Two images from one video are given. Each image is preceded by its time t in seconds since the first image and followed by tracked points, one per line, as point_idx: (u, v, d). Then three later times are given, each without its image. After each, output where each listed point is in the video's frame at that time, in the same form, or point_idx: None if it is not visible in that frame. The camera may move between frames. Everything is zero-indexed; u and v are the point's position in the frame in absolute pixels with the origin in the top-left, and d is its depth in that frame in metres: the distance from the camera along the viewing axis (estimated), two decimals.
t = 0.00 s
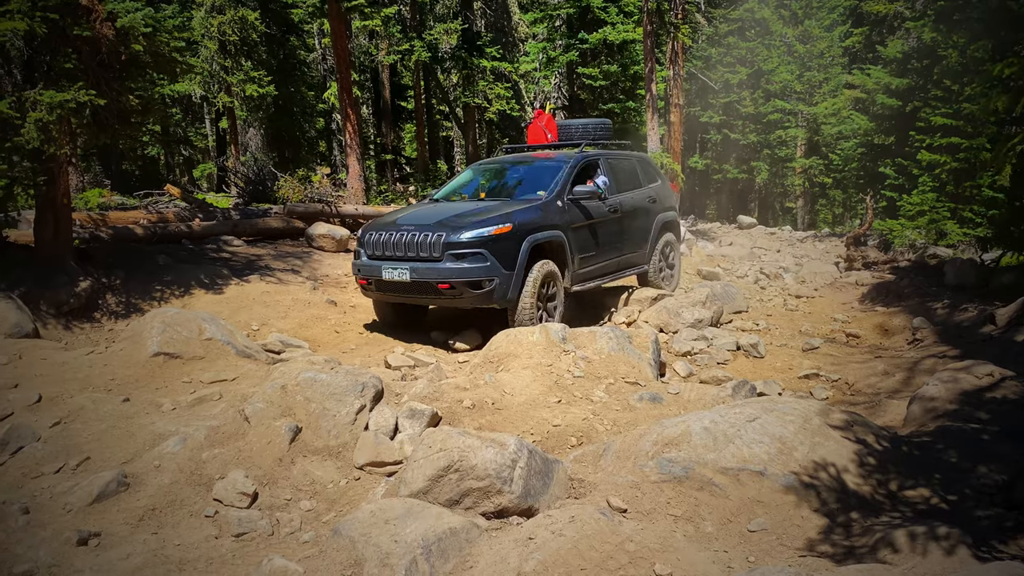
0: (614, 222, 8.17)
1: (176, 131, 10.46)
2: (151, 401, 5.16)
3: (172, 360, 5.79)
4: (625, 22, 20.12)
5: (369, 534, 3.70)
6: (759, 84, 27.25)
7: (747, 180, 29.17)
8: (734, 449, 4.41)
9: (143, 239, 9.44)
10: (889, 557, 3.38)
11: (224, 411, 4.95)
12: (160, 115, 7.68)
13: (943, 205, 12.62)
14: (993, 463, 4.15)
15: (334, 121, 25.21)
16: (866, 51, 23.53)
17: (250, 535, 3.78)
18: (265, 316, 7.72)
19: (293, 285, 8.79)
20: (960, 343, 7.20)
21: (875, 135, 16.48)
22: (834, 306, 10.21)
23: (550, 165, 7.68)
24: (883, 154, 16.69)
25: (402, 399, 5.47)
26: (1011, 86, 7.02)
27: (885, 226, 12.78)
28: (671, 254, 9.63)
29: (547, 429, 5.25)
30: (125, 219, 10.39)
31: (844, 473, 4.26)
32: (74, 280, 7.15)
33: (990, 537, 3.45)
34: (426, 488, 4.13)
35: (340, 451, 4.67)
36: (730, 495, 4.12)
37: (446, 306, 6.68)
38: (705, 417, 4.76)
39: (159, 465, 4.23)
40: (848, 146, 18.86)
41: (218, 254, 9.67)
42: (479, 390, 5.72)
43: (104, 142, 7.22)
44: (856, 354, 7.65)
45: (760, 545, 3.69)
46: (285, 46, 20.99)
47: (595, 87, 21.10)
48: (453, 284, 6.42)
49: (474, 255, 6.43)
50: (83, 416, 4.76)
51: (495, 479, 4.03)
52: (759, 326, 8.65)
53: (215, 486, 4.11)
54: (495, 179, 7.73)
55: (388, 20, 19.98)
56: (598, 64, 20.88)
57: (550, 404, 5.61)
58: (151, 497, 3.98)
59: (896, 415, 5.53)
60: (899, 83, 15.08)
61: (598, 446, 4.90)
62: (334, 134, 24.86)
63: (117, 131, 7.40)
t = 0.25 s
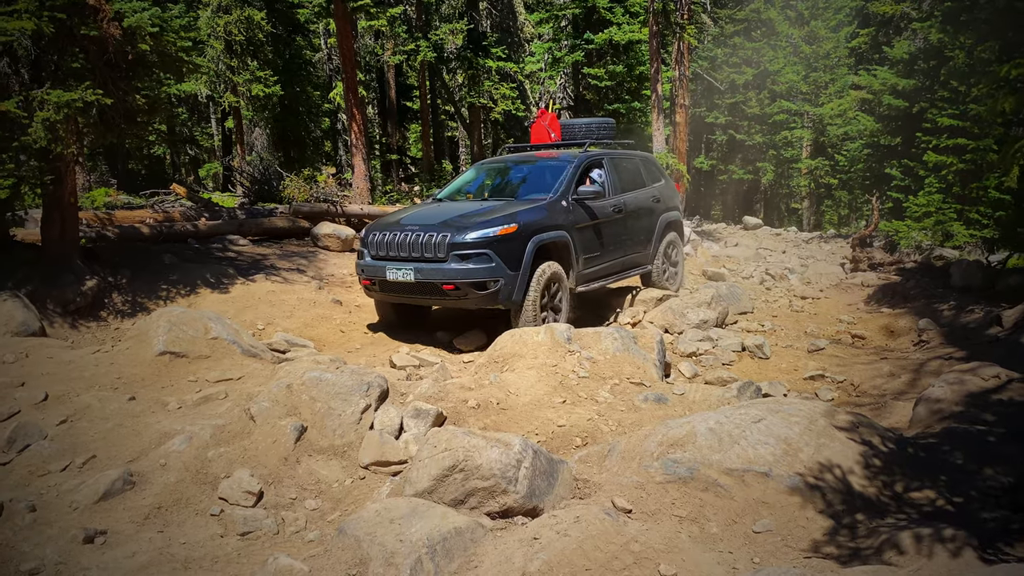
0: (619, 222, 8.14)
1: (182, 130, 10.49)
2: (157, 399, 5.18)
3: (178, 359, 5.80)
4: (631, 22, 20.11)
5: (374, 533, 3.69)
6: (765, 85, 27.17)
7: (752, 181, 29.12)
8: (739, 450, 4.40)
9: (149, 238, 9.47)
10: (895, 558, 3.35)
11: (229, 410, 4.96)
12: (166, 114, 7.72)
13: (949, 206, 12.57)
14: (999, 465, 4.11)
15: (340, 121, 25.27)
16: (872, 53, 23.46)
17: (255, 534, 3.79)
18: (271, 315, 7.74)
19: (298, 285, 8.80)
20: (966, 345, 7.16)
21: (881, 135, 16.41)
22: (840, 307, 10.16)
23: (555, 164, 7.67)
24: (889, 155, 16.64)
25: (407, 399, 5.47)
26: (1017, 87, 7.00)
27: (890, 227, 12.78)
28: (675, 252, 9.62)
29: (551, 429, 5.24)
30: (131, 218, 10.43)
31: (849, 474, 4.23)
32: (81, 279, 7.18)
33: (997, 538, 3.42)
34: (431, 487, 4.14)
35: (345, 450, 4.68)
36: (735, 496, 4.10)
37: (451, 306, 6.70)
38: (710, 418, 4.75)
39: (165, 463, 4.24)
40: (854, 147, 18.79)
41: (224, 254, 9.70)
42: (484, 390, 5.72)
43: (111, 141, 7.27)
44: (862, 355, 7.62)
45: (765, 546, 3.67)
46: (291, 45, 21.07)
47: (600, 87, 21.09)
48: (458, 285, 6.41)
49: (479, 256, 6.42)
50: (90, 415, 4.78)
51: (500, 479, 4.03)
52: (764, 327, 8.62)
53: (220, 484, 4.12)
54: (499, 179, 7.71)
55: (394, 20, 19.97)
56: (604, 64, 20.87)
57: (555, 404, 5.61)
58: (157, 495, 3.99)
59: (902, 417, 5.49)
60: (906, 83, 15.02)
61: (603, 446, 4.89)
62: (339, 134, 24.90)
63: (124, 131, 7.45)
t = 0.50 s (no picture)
0: (623, 222, 8.12)
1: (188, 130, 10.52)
2: (163, 399, 5.19)
3: (183, 358, 5.82)
4: (637, 23, 20.02)
5: (379, 533, 3.69)
6: (771, 86, 27.07)
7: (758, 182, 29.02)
8: (745, 451, 4.38)
9: (155, 238, 9.50)
10: (900, 561, 3.34)
11: (235, 410, 4.97)
12: (172, 114, 7.75)
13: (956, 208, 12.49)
14: (1006, 468, 4.08)
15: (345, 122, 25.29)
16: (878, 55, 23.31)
17: (260, 533, 3.79)
18: (277, 315, 7.75)
19: (304, 285, 8.82)
20: (973, 348, 7.12)
21: (888, 137, 16.33)
22: (846, 308, 10.12)
23: (559, 164, 7.64)
24: (895, 156, 16.54)
25: (412, 399, 5.47)
26: None
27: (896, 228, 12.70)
28: (679, 252, 9.59)
29: (556, 429, 5.23)
30: (138, 218, 10.47)
31: (855, 476, 4.21)
32: (87, 278, 7.22)
33: (1004, 541, 3.40)
34: (436, 487, 4.13)
35: (351, 450, 4.68)
36: (740, 498, 4.08)
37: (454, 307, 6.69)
38: (716, 419, 4.73)
39: (171, 462, 4.25)
40: (861, 148, 18.70)
41: (230, 253, 9.73)
42: (489, 390, 5.72)
43: (117, 141, 7.31)
44: (868, 357, 7.58)
45: (770, 548, 3.65)
46: (297, 46, 21.12)
47: (606, 88, 21.03)
48: (461, 285, 6.40)
49: (482, 256, 6.41)
50: (96, 414, 4.80)
51: (505, 479, 4.02)
52: (770, 328, 8.60)
53: (226, 484, 4.12)
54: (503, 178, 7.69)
55: (400, 21, 19.93)
56: (610, 65, 20.79)
57: (560, 405, 5.59)
58: (163, 494, 4.00)
59: (908, 419, 5.46)
60: (913, 84, 14.93)
61: (608, 447, 4.88)
62: (345, 134, 24.93)
63: (130, 130, 7.49)
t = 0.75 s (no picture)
0: (622, 222, 8.07)
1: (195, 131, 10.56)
2: (169, 398, 5.21)
3: (190, 357, 5.84)
4: (643, 25, 19.99)
5: (385, 533, 3.69)
6: (778, 88, 27.00)
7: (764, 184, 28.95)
8: (751, 454, 4.35)
9: (162, 238, 9.54)
10: (907, 564, 3.31)
11: (241, 409, 4.98)
12: (180, 115, 7.77)
13: (963, 211, 12.43)
14: (1013, 472, 4.05)
15: (352, 123, 25.36)
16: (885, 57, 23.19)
17: (266, 533, 3.79)
18: (283, 315, 7.76)
19: (310, 285, 8.83)
20: (979, 351, 7.08)
21: (895, 139, 16.26)
22: (852, 311, 10.07)
23: (557, 163, 7.59)
24: (902, 159, 16.47)
25: (417, 399, 5.47)
26: None
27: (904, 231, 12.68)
28: (679, 251, 9.57)
29: (562, 431, 5.22)
30: (145, 218, 10.52)
31: (862, 479, 4.17)
32: (94, 278, 7.25)
33: (1011, 545, 3.37)
34: (442, 488, 4.13)
35: (356, 450, 4.67)
36: (746, 500, 4.06)
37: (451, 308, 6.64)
38: (722, 421, 4.71)
39: (177, 462, 4.26)
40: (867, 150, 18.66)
41: (236, 254, 9.76)
42: (495, 391, 5.71)
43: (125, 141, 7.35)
44: (874, 360, 7.54)
45: (776, 551, 3.63)
46: (304, 47, 21.20)
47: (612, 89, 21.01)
48: (458, 286, 6.35)
49: (479, 256, 6.36)
50: (103, 413, 4.82)
51: (510, 480, 4.01)
52: (776, 330, 8.56)
53: (232, 483, 4.13)
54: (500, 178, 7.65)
55: (407, 22, 19.94)
56: (616, 67, 20.77)
57: (565, 406, 5.58)
58: (169, 494, 4.01)
59: (915, 422, 5.42)
60: (920, 87, 14.87)
61: (614, 449, 4.86)
62: (352, 134, 25.01)
63: (138, 131, 7.53)
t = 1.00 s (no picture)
0: (620, 223, 7.99)
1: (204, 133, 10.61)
2: (177, 398, 5.22)
3: (198, 358, 5.86)
4: (651, 27, 19.93)
5: (392, 535, 3.68)
6: (786, 91, 26.88)
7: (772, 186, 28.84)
8: (758, 457, 4.32)
9: (171, 239, 9.59)
10: (915, 569, 3.28)
11: (249, 410, 4.99)
12: (188, 116, 7.81)
13: (972, 214, 12.33)
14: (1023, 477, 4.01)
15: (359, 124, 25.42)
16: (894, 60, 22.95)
17: (274, 534, 3.80)
18: (290, 316, 7.78)
19: (317, 286, 8.85)
20: (988, 355, 7.02)
21: (903, 142, 16.16)
22: (860, 314, 10.00)
23: (553, 164, 7.52)
24: (910, 161, 16.36)
25: (425, 401, 5.46)
26: None
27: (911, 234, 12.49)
28: (678, 251, 9.52)
29: (569, 433, 5.20)
30: (154, 219, 10.57)
31: (870, 483, 4.14)
32: (103, 278, 7.29)
33: (1020, 551, 3.33)
34: (449, 490, 4.12)
35: (363, 451, 4.67)
36: (754, 503, 4.03)
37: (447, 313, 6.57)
38: (730, 424, 4.68)
39: (185, 462, 4.27)
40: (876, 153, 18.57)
41: (244, 254, 9.79)
42: (502, 393, 5.70)
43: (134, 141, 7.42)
44: (882, 363, 7.49)
45: (784, 554, 3.60)
46: (312, 48, 21.28)
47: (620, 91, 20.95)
48: (452, 291, 6.28)
49: (473, 260, 6.29)
50: (111, 413, 4.84)
51: (518, 482, 4.00)
52: (784, 333, 8.52)
53: (240, 484, 4.13)
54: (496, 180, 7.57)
55: (415, 24, 19.95)
56: (624, 69, 20.71)
57: (572, 409, 5.57)
58: (177, 494, 4.01)
59: (923, 426, 5.38)
60: (928, 90, 14.79)
61: (621, 451, 4.84)
62: (359, 136, 25.08)
63: (146, 131, 7.58)
